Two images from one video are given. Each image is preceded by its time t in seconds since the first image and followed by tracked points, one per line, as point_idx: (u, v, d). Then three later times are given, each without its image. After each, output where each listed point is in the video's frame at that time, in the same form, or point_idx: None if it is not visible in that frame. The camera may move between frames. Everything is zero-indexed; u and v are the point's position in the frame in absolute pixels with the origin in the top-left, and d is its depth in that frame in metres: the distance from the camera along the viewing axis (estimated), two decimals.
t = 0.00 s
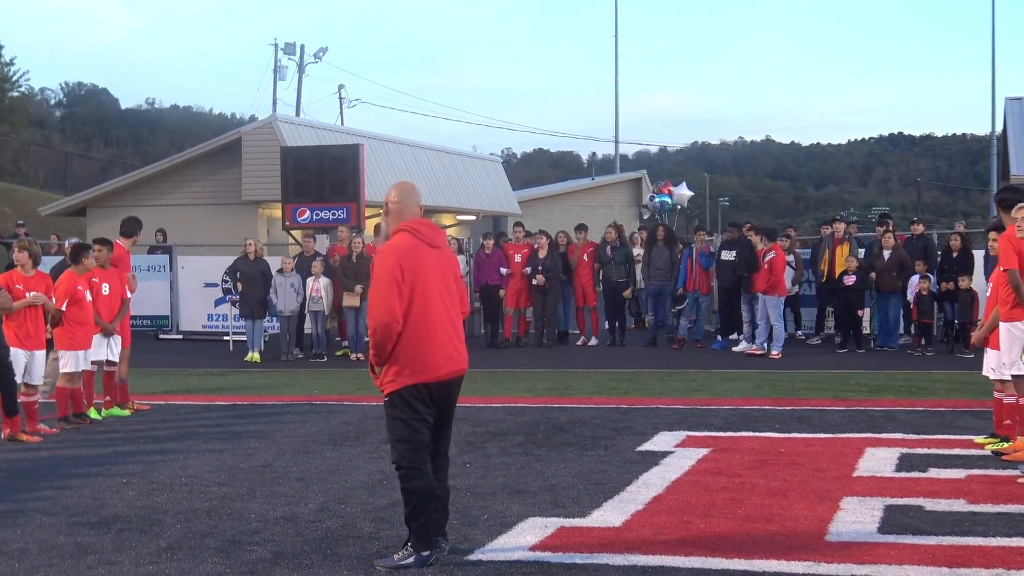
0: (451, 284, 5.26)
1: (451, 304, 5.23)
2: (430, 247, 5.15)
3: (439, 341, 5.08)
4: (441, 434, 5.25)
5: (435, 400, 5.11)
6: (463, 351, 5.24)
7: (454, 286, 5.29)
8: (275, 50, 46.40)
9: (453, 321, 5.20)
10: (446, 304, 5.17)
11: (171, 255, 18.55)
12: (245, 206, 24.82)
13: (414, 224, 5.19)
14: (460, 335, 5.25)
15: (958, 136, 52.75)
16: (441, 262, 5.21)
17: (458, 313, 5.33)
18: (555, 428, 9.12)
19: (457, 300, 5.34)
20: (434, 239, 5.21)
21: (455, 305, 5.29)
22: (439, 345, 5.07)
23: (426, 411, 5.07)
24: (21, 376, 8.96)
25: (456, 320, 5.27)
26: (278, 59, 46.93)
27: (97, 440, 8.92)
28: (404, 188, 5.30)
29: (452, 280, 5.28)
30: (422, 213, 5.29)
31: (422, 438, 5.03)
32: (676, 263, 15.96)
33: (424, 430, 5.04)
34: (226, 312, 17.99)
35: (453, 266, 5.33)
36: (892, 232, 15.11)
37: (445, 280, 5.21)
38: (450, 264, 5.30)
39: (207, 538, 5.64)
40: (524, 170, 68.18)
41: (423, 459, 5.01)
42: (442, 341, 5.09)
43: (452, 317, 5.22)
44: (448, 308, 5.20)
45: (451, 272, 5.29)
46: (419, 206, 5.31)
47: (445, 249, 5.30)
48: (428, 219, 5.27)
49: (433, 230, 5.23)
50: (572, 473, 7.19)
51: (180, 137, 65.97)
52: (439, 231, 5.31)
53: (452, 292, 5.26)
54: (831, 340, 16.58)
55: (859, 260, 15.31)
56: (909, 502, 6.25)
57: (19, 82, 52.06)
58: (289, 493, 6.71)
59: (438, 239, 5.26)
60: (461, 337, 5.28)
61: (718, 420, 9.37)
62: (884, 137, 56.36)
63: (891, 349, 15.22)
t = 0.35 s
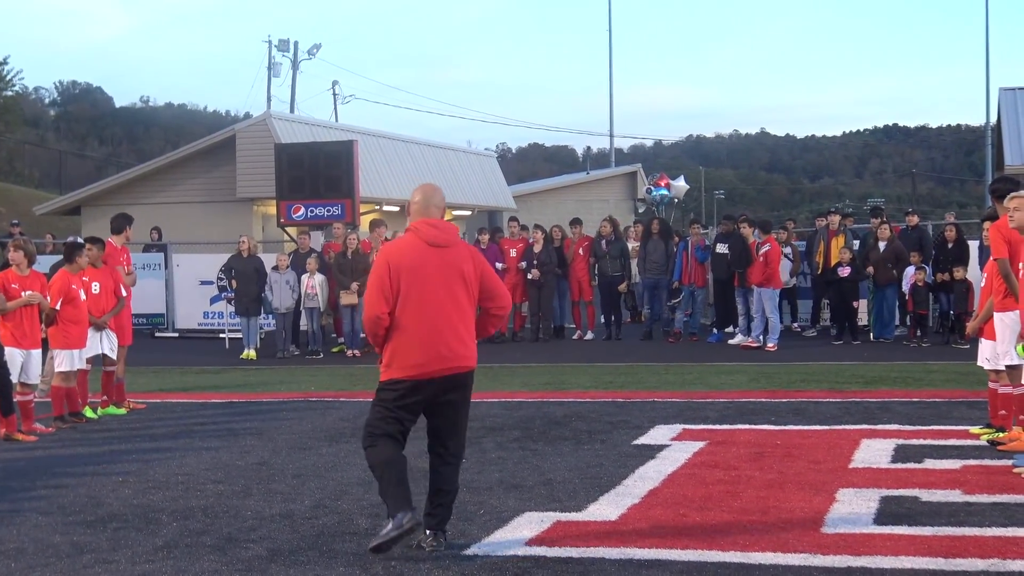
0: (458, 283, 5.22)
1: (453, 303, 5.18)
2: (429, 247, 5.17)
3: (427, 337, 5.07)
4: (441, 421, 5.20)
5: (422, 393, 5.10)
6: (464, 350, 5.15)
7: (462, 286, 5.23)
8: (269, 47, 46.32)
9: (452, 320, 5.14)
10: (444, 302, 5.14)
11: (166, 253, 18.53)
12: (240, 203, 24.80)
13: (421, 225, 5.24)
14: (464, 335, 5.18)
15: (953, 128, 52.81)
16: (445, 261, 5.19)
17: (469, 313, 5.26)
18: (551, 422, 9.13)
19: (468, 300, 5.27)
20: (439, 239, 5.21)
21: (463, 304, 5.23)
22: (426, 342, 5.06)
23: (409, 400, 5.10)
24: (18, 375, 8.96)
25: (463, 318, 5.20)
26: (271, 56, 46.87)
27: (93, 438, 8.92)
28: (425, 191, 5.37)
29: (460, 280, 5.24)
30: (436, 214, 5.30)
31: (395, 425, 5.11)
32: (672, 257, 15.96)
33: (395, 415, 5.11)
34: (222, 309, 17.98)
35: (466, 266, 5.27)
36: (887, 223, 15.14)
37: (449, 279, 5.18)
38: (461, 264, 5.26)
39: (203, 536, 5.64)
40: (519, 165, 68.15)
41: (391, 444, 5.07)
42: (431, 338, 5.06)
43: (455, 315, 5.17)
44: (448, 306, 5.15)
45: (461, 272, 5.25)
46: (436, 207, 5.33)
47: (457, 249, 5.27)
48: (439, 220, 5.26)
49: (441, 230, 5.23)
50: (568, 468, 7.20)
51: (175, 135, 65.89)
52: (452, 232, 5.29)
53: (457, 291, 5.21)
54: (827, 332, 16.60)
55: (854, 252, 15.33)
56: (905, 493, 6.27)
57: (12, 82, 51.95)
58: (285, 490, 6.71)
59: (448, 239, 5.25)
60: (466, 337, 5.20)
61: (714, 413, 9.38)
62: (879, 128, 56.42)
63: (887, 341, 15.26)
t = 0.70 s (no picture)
0: (453, 281, 5.35)
1: (444, 299, 5.34)
2: (431, 245, 5.44)
3: (416, 331, 5.35)
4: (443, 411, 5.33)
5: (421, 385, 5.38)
6: (450, 344, 5.27)
7: (457, 283, 5.35)
8: (266, 48, 46.27)
9: (441, 315, 5.31)
10: (435, 299, 5.34)
11: (163, 255, 18.54)
12: (236, 204, 24.80)
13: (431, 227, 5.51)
14: (452, 330, 5.29)
15: (949, 125, 52.85)
16: (442, 259, 5.39)
17: (466, 310, 5.34)
18: (548, 422, 9.14)
19: (465, 297, 5.36)
20: (441, 239, 5.43)
21: (458, 301, 5.34)
22: (415, 336, 5.35)
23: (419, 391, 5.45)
24: (16, 378, 8.96)
25: (455, 314, 5.32)
26: (268, 57, 46.87)
27: (91, 440, 8.93)
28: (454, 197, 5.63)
29: (457, 278, 5.36)
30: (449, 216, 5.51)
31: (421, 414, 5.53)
32: (669, 256, 15.99)
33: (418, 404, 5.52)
34: (219, 311, 17.98)
35: (465, 265, 5.37)
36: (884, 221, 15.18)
37: (443, 276, 5.35)
38: (461, 263, 5.38)
39: (201, 538, 5.65)
40: (517, 165, 68.13)
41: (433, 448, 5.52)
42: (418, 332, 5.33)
43: (447, 310, 5.32)
44: (438, 303, 5.34)
45: (459, 270, 5.37)
46: (455, 211, 5.53)
47: (460, 246, 5.42)
48: (446, 221, 5.45)
49: (445, 230, 5.44)
50: (566, 467, 7.22)
51: (171, 137, 65.86)
52: (459, 233, 5.45)
53: (451, 288, 5.34)
54: (824, 330, 16.62)
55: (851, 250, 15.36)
56: (902, 490, 6.29)
57: (8, 84, 51.90)
58: (282, 491, 6.72)
59: (452, 240, 5.43)
60: (457, 334, 5.30)
61: (711, 412, 9.40)
62: (876, 127, 56.46)
63: (884, 339, 15.26)
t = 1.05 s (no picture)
0: (474, 279, 5.60)
1: (467, 298, 5.59)
2: (457, 249, 5.74)
3: (444, 331, 5.64)
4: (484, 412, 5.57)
5: (453, 384, 5.61)
6: (472, 340, 5.51)
7: (478, 281, 5.59)
8: (266, 51, 46.17)
9: (464, 313, 5.57)
10: (459, 298, 5.62)
11: (162, 257, 18.55)
12: (235, 206, 24.80)
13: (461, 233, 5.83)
14: (473, 326, 5.52)
15: (948, 131, 52.91)
16: (464, 261, 5.67)
17: (486, 305, 5.56)
18: (546, 425, 9.14)
19: (485, 294, 5.58)
20: (465, 241, 5.73)
21: (479, 298, 5.57)
22: (445, 336, 5.62)
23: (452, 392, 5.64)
24: (14, 379, 8.95)
25: (476, 310, 5.56)
26: (268, 59, 46.91)
27: (89, 441, 8.93)
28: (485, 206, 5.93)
29: (477, 276, 5.61)
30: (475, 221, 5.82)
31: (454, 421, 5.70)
32: (668, 260, 16.00)
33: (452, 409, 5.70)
34: (218, 313, 17.98)
35: (485, 263, 5.61)
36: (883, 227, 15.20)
37: (464, 276, 5.63)
38: (481, 261, 5.63)
39: (200, 540, 5.66)
40: (516, 169, 68.18)
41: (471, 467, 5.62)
42: (446, 332, 5.62)
43: (471, 307, 5.57)
44: (462, 301, 5.61)
45: (480, 268, 5.62)
46: (483, 215, 5.81)
47: (482, 246, 5.67)
48: (470, 224, 5.76)
49: (470, 232, 5.75)
50: (564, 471, 7.22)
51: (171, 138, 65.86)
52: (482, 234, 5.73)
53: (473, 285, 5.59)
54: (822, 335, 16.63)
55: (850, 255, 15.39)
56: (900, 496, 6.29)
57: (8, 85, 51.89)
58: (281, 493, 6.73)
59: (474, 241, 5.71)
60: (478, 328, 5.52)
61: (710, 417, 9.41)
62: (875, 132, 56.53)
63: (883, 344, 15.26)
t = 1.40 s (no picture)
0: (511, 286, 5.77)
1: (502, 304, 5.77)
2: (496, 255, 5.90)
3: (480, 334, 5.83)
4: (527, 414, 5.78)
5: (485, 384, 5.79)
6: (505, 345, 5.69)
7: (514, 288, 5.77)
8: (263, 53, 46.14)
9: (499, 319, 5.75)
10: (496, 304, 5.79)
11: (158, 257, 18.54)
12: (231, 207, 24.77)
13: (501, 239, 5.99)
14: (507, 332, 5.71)
15: (944, 138, 53.04)
16: (502, 268, 5.84)
17: (520, 312, 5.74)
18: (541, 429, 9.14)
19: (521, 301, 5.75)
20: (504, 248, 5.89)
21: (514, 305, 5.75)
22: (481, 340, 5.80)
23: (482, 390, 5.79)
24: (8, 378, 8.93)
25: (511, 316, 5.73)
26: (265, 61, 46.91)
27: (84, 441, 8.92)
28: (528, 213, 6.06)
29: (514, 283, 5.78)
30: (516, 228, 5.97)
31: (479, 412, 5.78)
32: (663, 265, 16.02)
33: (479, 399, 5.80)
34: (213, 314, 17.97)
35: (521, 272, 5.78)
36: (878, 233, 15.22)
37: (501, 283, 5.81)
38: (519, 269, 5.79)
39: (194, 541, 5.65)
40: (512, 172, 68.24)
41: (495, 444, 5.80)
42: (480, 335, 5.81)
43: (507, 313, 5.75)
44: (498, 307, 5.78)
45: (516, 276, 5.78)
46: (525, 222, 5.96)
47: (521, 254, 5.83)
48: (509, 232, 5.91)
49: (509, 239, 5.90)
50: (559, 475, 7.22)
51: (167, 139, 65.81)
52: (522, 242, 5.88)
53: (510, 292, 5.77)
54: (817, 340, 16.66)
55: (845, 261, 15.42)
56: (894, 502, 6.30)
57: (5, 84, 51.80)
58: (275, 495, 6.72)
59: (513, 248, 5.86)
60: (512, 334, 5.70)
61: (705, 421, 9.42)
62: (871, 138, 56.65)
63: (877, 350, 15.30)
